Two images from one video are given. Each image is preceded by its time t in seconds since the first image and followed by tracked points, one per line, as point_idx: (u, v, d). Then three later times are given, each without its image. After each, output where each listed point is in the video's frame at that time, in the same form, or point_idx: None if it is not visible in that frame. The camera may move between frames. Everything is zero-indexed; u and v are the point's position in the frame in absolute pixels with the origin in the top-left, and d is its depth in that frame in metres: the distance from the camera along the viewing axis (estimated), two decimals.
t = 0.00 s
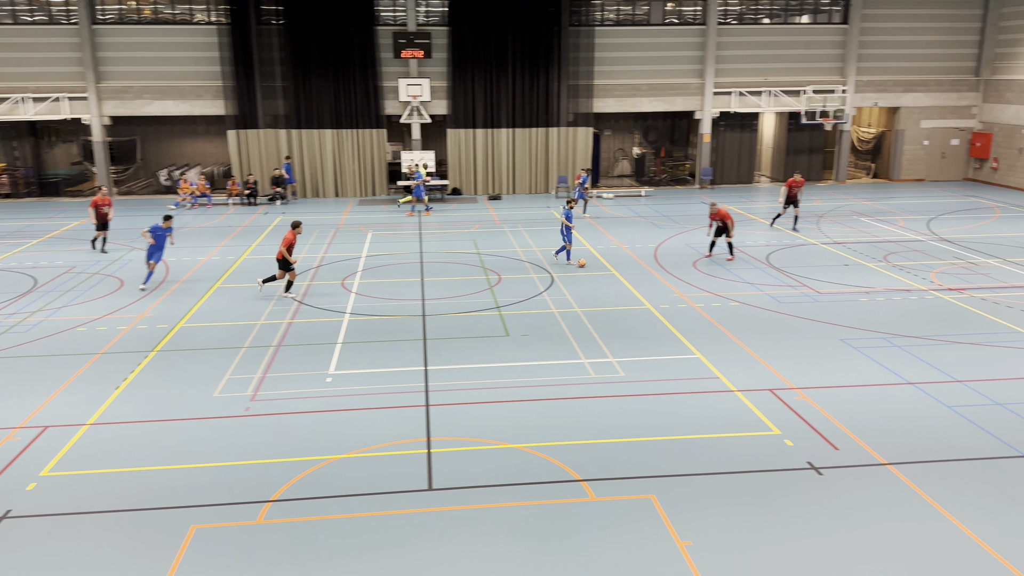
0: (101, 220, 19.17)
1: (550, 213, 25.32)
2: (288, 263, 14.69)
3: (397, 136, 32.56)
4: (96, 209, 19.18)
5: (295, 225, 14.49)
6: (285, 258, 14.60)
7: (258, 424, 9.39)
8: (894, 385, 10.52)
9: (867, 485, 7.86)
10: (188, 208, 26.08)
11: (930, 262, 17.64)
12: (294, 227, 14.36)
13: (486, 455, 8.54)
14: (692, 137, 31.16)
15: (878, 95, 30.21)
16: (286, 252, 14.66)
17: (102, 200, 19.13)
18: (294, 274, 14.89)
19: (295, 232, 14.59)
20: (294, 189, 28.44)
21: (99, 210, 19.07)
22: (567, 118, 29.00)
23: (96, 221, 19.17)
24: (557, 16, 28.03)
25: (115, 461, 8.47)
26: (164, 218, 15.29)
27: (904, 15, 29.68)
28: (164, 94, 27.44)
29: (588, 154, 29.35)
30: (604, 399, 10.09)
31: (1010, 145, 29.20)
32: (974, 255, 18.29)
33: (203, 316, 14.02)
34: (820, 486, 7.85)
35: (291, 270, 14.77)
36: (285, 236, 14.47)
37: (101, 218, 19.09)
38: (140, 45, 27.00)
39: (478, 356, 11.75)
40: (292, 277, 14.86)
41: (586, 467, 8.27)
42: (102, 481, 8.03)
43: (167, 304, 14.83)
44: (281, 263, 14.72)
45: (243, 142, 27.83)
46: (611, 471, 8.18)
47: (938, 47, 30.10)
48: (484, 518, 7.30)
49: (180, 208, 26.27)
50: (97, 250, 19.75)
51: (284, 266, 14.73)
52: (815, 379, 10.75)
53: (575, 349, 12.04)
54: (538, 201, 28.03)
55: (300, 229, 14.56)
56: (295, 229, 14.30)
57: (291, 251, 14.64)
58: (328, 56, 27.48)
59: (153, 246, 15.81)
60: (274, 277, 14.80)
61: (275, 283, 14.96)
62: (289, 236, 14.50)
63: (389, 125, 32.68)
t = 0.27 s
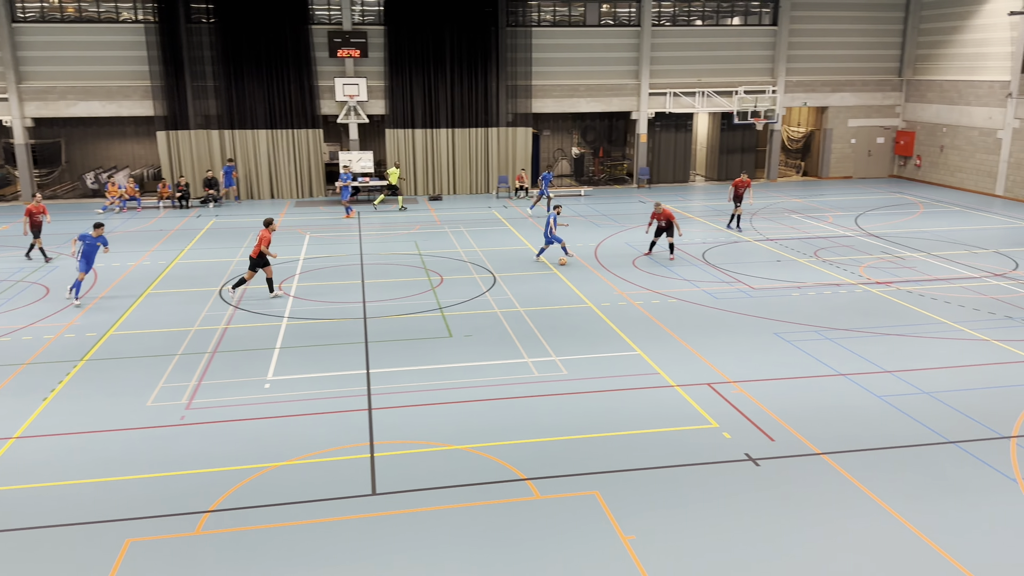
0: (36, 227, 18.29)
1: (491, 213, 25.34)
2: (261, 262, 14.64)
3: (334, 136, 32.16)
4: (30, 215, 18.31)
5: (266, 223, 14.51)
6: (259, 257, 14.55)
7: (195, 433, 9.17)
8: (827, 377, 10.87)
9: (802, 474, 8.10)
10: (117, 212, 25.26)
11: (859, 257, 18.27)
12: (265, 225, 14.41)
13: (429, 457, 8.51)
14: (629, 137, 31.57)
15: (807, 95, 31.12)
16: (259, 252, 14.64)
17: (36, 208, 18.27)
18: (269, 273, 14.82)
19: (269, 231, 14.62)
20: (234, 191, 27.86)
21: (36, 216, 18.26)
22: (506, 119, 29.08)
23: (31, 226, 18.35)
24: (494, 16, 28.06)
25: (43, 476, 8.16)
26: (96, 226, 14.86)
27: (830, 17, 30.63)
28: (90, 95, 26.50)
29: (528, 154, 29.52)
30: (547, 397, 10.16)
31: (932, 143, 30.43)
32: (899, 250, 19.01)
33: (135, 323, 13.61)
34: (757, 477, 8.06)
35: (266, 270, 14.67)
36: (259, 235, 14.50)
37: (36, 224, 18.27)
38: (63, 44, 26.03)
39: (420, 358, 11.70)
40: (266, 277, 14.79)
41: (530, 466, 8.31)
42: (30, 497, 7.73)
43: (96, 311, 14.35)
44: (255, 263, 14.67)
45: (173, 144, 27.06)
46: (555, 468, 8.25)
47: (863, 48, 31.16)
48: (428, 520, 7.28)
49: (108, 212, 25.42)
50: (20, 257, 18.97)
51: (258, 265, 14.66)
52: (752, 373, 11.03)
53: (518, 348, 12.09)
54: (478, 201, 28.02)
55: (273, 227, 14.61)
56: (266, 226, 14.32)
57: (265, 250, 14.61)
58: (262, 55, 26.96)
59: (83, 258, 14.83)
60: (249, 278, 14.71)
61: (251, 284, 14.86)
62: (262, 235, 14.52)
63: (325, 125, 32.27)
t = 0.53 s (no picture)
0: None
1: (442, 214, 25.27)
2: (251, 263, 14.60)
3: (281, 137, 31.72)
4: None
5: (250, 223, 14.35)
6: (246, 258, 14.49)
7: (141, 442, 8.96)
8: (774, 371, 11.11)
9: (751, 467, 8.28)
10: (55, 216, 24.48)
11: (802, 253, 18.72)
12: (251, 225, 14.39)
13: (383, 460, 8.47)
14: (578, 137, 31.79)
15: (751, 96, 31.75)
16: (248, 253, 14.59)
17: None
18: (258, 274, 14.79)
19: (256, 232, 14.64)
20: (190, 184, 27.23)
21: None
22: (456, 119, 29.04)
23: None
24: (442, 16, 27.97)
25: None
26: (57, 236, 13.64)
27: (772, 19, 31.31)
28: (25, 96, 25.63)
29: (478, 155, 29.54)
30: (501, 397, 10.19)
31: (871, 142, 31.34)
32: (841, 246, 19.53)
33: (75, 330, 13.22)
34: (708, 471, 8.21)
35: (254, 270, 14.66)
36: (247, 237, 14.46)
37: None
38: None
39: (372, 360, 11.62)
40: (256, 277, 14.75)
41: (484, 466, 8.33)
42: None
43: (33, 318, 13.89)
44: (242, 265, 14.58)
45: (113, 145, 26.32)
46: (509, 468, 8.28)
47: (804, 50, 31.92)
48: (382, 524, 7.24)
49: (45, 216, 24.62)
50: None
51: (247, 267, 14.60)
52: (701, 368, 11.21)
53: (471, 349, 12.10)
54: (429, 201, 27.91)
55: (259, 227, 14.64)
56: (252, 224, 14.30)
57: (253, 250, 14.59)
58: (204, 55, 26.44)
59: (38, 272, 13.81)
60: (236, 280, 14.62)
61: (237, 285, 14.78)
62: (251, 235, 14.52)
63: (271, 126, 31.79)
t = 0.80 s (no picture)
0: None
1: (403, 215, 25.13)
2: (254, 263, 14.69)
3: (237, 137, 31.26)
4: None
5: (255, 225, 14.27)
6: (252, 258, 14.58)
7: (95, 450, 8.75)
8: (733, 367, 11.28)
9: (711, 463, 8.39)
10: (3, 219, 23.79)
11: (759, 251, 19.03)
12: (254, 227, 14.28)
13: (345, 464, 8.39)
14: (538, 137, 31.84)
15: (707, 96, 32.16)
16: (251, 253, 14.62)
17: None
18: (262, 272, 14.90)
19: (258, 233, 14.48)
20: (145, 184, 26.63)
21: None
22: (416, 119, 28.90)
23: None
24: (400, 15, 27.80)
25: None
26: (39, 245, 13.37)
27: (727, 21, 31.76)
28: None
29: (439, 155, 29.45)
30: (464, 398, 10.17)
31: (824, 141, 31.96)
32: (797, 243, 19.90)
33: (26, 336, 12.86)
34: (669, 467, 8.30)
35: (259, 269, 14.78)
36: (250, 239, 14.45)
37: None
38: None
39: (333, 363, 11.51)
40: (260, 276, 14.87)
41: (447, 468, 8.30)
42: None
43: None
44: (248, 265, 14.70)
45: (63, 146, 25.65)
46: (472, 469, 8.27)
47: (759, 51, 32.43)
48: (345, 528, 7.18)
49: None
50: None
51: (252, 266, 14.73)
52: (662, 365, 11.34)
53: (434, 350, 12.05)
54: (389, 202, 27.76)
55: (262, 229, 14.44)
56: (256, 228, 14.19)
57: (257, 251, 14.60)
58: (157, 54, 25.91)
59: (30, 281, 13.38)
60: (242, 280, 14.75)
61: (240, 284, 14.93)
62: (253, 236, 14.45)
63: (227, 126, 31.31)
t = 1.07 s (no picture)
0: None
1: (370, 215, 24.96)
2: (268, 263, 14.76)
3: (200, 138, 30.82)
4: None
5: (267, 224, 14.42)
6: (265, 257, 14.63)
7: (56, 456, 8.56)
8: (700, 365, 11.37)
9: (680, 460, 8.44)
10: None
11: (725, 249, 19.23)
12: (268, 225, 14.43)
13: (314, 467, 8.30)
14: (506, 138, 31.82)
15: (673, 96, 32.41)
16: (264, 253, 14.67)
17: None
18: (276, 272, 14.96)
19: (272, 231, 14.61)
20: (110, 198, 26.25)
21: None
22: (383, 119, 28.72)
23: None
24: (366, 15, 27.60)
25: None
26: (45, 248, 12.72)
27: (692, 22, 32.06)
28: None
29: (406, 154, 29.33)
30: (433, 399, 10.12)
31: (787, 141, 32.41)
32: (762, 242, 20.14)
33: None
34: (639, 464, 8.34)
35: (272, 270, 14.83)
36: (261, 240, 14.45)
37: None
38: None
39: (300, 365, 11.39)
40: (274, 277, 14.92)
41: (418, 469, 8.25)
42: None
43: None
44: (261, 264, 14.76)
45: (20, 148, 25.04)
46: (442, 470, 8.23)
47: (723, 51, 32.76)
48: (314, 531, 7.10)
49: None
50: None
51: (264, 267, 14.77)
52: (631, 364, 11.39)
53: (403, 351, 11.98)
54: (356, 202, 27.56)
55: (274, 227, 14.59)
56: (269, 226, 14.28)
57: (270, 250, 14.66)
58: (118, 54, 25.44)
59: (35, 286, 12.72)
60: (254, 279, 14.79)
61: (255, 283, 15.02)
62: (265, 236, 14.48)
63: (190, 126, 30.86)
